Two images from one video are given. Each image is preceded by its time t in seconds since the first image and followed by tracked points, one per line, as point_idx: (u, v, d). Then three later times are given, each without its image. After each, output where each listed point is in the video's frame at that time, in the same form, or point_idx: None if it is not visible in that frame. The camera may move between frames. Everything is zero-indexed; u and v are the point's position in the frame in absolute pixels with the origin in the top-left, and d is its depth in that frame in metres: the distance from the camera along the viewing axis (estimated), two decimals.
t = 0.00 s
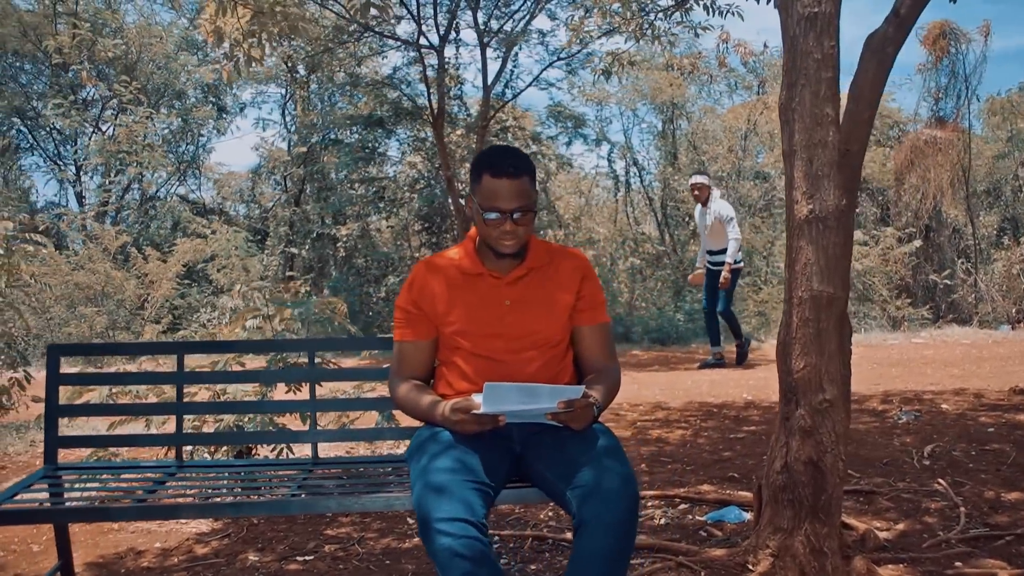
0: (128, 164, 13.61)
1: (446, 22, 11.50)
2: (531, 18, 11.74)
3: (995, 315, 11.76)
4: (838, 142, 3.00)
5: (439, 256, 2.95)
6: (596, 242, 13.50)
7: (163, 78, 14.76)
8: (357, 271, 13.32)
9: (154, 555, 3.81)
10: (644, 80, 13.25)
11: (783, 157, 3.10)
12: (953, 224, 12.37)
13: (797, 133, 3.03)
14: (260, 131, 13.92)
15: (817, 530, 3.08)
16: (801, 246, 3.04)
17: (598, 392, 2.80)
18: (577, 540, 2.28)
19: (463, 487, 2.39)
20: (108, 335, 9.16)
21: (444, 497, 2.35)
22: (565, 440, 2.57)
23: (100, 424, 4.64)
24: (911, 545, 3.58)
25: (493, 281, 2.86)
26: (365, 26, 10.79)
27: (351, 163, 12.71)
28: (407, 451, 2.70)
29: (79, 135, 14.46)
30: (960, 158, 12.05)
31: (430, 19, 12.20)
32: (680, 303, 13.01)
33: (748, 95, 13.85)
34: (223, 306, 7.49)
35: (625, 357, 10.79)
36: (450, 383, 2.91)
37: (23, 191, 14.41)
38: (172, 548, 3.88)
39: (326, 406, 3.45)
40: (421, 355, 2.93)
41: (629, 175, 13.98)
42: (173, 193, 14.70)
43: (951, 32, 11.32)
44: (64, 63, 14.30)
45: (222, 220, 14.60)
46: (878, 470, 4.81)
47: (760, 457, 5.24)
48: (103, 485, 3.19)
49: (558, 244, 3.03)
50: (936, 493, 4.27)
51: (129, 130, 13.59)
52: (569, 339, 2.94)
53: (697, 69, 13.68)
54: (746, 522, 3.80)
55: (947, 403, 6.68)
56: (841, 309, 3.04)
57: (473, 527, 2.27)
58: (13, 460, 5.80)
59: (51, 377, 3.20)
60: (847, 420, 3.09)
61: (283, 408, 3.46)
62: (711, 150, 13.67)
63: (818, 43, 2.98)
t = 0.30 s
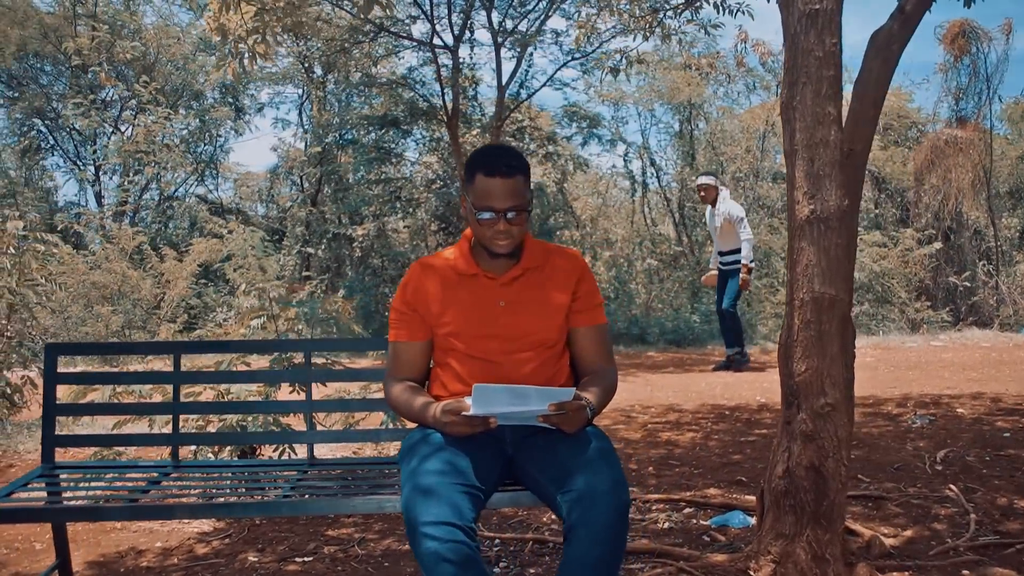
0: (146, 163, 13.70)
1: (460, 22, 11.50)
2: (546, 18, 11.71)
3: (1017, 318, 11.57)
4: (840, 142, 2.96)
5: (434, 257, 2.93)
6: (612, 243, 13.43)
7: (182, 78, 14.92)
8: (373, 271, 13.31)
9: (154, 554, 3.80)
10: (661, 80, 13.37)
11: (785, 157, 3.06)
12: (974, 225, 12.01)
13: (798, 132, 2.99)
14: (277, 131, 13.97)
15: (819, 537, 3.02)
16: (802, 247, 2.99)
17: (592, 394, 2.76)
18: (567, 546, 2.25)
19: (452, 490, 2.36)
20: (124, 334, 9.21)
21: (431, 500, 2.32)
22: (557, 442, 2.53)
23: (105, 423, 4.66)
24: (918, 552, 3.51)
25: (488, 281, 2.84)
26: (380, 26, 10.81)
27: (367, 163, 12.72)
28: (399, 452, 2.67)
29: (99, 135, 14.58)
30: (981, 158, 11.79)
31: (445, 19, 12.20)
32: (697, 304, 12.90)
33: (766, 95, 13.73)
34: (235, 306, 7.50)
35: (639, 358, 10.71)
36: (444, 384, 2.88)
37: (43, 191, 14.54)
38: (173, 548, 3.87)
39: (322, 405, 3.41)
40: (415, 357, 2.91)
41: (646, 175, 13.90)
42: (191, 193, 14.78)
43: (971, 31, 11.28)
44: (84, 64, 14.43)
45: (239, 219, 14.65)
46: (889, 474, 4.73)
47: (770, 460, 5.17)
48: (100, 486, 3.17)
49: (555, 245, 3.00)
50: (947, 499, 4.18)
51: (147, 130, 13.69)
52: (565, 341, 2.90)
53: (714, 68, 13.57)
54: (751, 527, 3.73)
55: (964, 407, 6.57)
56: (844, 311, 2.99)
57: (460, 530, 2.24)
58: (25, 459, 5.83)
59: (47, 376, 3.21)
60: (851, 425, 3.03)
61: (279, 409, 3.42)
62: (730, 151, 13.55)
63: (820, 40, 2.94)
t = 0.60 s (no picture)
0: (162, 164, 13.76)
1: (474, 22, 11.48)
2: (560, 18, 11.66)
3: None
4: (842, 140, 2.92)
5: (429, 257, 2.90)
6: (627, 244, 13.36)
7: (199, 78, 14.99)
8: (387, 272, 13.30)
9: (153, 554, 3.79)
10: (678, 80, 13.32)
11: (787, 156, 3.02)
12: (994, 227, 11.77)
13: (800, 131, 2.94)
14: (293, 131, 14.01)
15: (821, 543, 2.96)
16: (804, 247, 2.95)
17: (587, 397, 2.72)
18: (556, 552, 2.22)
19: (441, 493, 2.33)
20: (137, 334, 9.24)
21: (419, 503, 2.29)
22: (550, 446, 2.49)
23: (110, 422, 4.67)
24: (924, 560, 3.44)
25: (483, 282, 2.81)
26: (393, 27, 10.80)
27: (381, 163, 12.72)
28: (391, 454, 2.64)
29: (116, 135, 14.65)
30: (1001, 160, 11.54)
31: (459, 19, 12.19)
32: (712, 306, 12.80)
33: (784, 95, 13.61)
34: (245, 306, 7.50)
35: (652, 360, 10.64)
36: (439, 386, 2.85)
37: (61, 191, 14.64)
38: (173, 547, 3.86)
39: (318, 406, 3.46)
40: (410, 358, 2.88)
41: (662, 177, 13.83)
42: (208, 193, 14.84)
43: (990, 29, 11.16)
44: (101, 65, 14.52)
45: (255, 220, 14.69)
46: (899, 480, 4.64)
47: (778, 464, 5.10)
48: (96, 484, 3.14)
49: (552, 245, 2.97)
50: (957, 505, 4.11)
51: (164, 130, 13.75)
52: (562, 343, 2.86)
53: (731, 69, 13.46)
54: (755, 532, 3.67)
55: (979, 412, 6.46)
56: (847, 313, 2.93)
57: (448, 534, 2.21)
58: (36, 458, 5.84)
59: (46, 374, 3.20)
60: (854, 429, 2.97)
61: (277, 408, 3.44)
62: (746, 152, 13.45)
63: (822, 38, 2.90)
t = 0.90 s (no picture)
0: (177, 164, 13.80)
1: (487, 22, 11.45)
2: (573, 18, 11.61)
3: None
4: (847, 139, 2.86)
5: (426, 256, 2.87)
6: (641, 246, 13.29)
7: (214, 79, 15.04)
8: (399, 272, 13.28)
9: (151, 554, 3.78)
10: (693, 80, 13.13)
11: (791, 155, 2.97)
12: (1012, 230, 11.62)
13: (803, 130, 2.89)
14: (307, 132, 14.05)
15: (822, 550, 2.91)
16: (807, 248, 2.90)
17: (583, 399, 2.68)
18: (547, 557, 2.18)
19: (431, 496, 2.30)
20: (148, 333, 9.25)
21: (408, 506, 2.26)
22: (543, 448, 2.45)
23: (114, 421, 4.66)
24: (930, 568, 3.38)
25: (479, 283, 2.77)
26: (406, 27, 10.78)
27: (393, 164, 12.70)
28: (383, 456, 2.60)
29: (131, 135, 14.71)
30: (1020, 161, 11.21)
31: (472, 19, 12.17)
32: (725, 308, 12.71)
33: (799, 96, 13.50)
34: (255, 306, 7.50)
35: (664, 362, 10.58)
36: (434, 388, 2.82)
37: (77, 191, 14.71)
38: (171, 547, 3.85)
39: (316, 406, 3.39)
40: (406, 358, 2.84)
41: (676, 178, 13.78)
42: (223, 193, 14.88)
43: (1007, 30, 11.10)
44: (117, 66, 14.58)
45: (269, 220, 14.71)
46: (908, 486, 4.57)
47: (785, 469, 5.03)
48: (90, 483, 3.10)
49: (550, 245, 2.92)
50: (966, 513, 4.03)
51: (178, 130, 13.79)
52: (558, 345, 2.82)
53: (746, 69, 13.36)
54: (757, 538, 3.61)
55: (992, 417, 6.36)
56: (851, 316, 2.87)
57: (436, 538, 2.18)
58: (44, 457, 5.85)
59: (43, 372, 3.18)
60: (857, 434, 2.91)
61: (273, 409, 3.37)
62: (761, 153, 13.35)
63: (826, 34, 2.84)
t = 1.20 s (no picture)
0: (190, 163, 13.82)
1: (499, 22, 11.40)
2: (585, 18, 11.55)
3: None
4: (849, 139, 2.80)
5: (421, 256, 2.84)
6: (653, 247, 13.21)
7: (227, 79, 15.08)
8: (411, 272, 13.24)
9: (148, 554, 3.76)
10: (706, 80, 13.20)
11: (793, 155, 2.91)
12: None
13: (805, 129, 2.83)
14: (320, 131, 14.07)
15: (823, 558, 2.86)
16: (808, 250, 2.84)
17: (577, 403, 2.62)
18: (535, 563, 2.14)
19: (418, 501, 2.26)
20: (157, 333, 9.23)
21: (396, 511, 2.22)
22: (535, 453, 2.42)
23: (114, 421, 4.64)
24: None
25: (473, 284, 2.73)
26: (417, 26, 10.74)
27: (404, 164, 12.67)
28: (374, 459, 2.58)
29: (145, 135, 14.73)
30: None
31: (483, 19, 12.13)
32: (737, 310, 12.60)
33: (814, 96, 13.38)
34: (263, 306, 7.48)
35: (674, 364, 10.50)
36: (427, 390, 2.78)
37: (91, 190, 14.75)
38: (169, 547, 3.84)
39: (312, 407, 3.37)
40: (399, 360, 2.81)
41: (690, 179, 13.70)
42: (235, 192, 14.90)
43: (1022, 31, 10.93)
44: (132, 65, 14.62)
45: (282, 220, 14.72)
46: (916, 492, 4.49)
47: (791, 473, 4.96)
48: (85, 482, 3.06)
49: (547, 245, 2.88)
50: (974, 520, 3.96)
51: (192, 130, 13.81)
52: (554, 347, 2.77)
53: (761, 69, 13.26)
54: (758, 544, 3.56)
55: (1005, 422, 6.26)
56: (853, 320, 2.81)
57: (423, 545, 2.14)
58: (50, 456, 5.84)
59: (38, 371, 3.17)
60: (859, 440, 2.85)
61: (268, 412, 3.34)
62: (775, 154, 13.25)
63: (828, 32, 2.79)
